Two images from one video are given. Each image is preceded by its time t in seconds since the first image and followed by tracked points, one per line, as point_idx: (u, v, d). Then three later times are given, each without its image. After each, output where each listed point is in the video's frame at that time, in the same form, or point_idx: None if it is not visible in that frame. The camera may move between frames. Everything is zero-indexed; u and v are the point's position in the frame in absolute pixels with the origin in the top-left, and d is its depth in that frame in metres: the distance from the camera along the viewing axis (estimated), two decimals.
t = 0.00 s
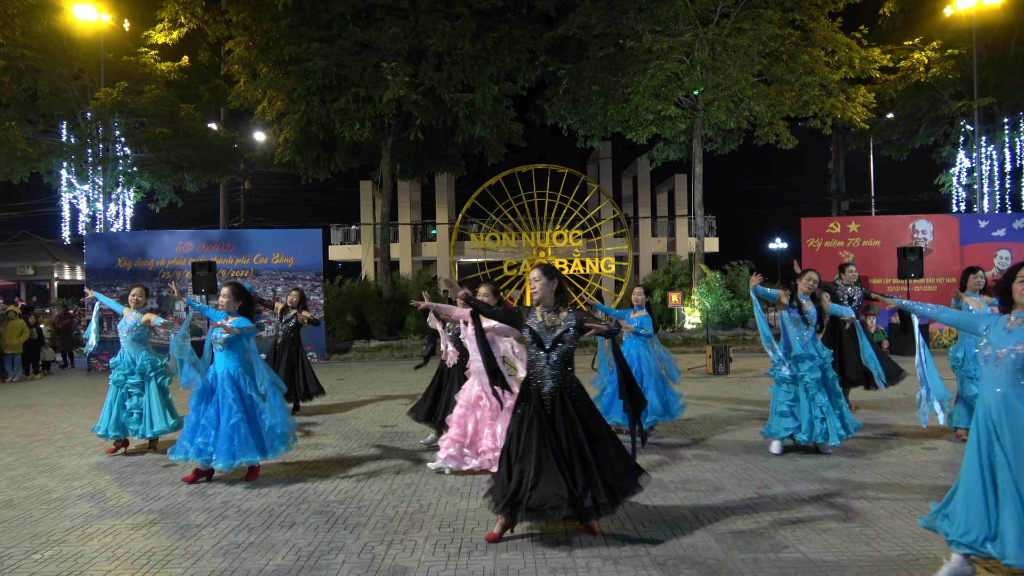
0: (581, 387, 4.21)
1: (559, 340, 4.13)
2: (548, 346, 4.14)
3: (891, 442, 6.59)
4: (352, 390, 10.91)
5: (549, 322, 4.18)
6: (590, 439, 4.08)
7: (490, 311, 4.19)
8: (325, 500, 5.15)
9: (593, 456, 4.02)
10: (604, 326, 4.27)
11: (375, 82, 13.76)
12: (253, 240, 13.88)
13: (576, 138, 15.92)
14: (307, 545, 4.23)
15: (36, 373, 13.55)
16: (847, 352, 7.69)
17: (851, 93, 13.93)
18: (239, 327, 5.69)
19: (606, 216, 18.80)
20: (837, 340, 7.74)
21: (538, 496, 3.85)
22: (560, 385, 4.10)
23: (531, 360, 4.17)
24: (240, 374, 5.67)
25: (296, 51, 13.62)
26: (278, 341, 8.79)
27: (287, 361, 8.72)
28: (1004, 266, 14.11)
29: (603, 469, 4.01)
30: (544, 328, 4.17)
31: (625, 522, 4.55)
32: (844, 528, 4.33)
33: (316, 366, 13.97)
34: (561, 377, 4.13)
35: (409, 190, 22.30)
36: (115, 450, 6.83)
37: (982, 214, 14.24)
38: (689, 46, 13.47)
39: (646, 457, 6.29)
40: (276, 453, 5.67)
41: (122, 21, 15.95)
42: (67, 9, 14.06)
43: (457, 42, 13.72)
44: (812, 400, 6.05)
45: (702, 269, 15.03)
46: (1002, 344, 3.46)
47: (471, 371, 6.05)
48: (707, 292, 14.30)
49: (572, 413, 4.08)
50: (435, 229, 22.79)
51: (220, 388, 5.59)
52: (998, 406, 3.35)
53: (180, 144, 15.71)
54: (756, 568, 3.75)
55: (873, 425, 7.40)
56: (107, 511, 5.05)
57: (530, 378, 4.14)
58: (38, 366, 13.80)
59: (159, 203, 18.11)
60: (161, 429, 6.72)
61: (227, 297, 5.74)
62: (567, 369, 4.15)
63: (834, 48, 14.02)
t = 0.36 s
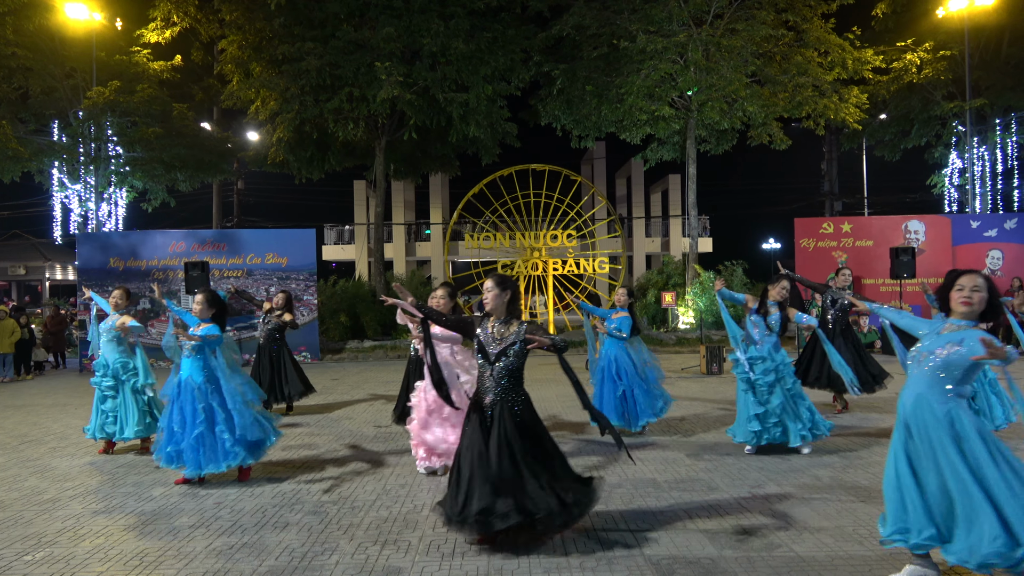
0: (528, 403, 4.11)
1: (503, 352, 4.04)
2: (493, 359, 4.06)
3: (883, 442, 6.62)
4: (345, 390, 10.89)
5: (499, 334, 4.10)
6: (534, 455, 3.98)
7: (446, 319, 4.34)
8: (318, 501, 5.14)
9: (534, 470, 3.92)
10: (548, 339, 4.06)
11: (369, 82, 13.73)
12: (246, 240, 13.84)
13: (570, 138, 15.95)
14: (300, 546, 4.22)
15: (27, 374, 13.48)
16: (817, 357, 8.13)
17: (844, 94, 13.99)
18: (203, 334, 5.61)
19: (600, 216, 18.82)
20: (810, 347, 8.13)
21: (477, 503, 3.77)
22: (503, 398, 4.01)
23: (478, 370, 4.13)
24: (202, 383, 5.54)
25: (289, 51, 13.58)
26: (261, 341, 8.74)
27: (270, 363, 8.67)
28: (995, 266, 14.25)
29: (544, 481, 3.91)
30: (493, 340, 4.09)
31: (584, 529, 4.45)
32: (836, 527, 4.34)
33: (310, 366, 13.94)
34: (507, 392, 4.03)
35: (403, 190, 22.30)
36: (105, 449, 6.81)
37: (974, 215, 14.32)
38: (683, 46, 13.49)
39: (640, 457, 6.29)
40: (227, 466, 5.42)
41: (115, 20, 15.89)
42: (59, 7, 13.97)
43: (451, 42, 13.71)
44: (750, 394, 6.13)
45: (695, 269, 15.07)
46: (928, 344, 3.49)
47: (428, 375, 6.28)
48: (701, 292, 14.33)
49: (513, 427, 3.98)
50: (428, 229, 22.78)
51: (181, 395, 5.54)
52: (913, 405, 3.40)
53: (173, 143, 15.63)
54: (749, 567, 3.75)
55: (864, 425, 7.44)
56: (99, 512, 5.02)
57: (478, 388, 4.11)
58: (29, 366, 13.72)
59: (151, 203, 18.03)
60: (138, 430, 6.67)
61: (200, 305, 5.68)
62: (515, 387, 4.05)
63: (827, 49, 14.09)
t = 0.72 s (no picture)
0: (493, 416, 3.95)
1: (464, 364, 3.91)
2: (455, 371, 3.93)
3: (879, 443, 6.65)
4: (343, 390, 10.88)
5: (462, 343, 3.98)
6: (492, 472, 3.85)
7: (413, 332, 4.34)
8: (315, 501, 5.14)
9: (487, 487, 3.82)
10: (507, 350, 3.88)
11: (365, 82, 13.71)
12: (242, 240, 13.82)
13: (567, 138, 15.95)
14: (296, 546, 4.22)
15: (23, 374, 13.45)
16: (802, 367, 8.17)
17: (840, 94, 14.01)
18: (170, 345, 5.59)
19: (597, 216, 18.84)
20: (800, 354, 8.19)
21: (422, 518, 3.69)
22: (465, 409, 3.88)
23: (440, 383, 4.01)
24: (166, 393, 5.48)
25: (286, 50, 13.56)
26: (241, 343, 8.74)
27: (248, 365, 8.65)
28: (990, 266, 14.32)
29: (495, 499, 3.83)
30: (456, 350, 3.97)
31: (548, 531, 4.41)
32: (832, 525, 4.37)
33: (306, 367, 13.93)
34: (467, 406, 3.88)
35: (400, 190, 22.30)
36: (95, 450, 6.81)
37: (969, 216, 14.36)
38: (679, 47, 13.49)
39: (637, 457, 6.31)
40: (172, 479, 5.33)
41: (110, 20, 15.87)
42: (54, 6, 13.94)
43: (448, 42, 13.69)
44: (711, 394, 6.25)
45: (692, 269, 15.09)
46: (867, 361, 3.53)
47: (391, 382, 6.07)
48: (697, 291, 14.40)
49: (472, 441, 3.83)
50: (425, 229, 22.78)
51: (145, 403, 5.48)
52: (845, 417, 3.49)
53: (169, 143, 15.61)
54: (745, 566, 3.77)
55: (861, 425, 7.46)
56: (96, 512, 5.02)
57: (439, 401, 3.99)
58: (24, 366, 13.69)
59: (147, 203, 17.99)
60: (103, 434, 6.58)
61: (172, 313, 5.67)
62: (475, 403, 3.89)
63: (823, 50, 14.11)
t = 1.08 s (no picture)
0: (448, 406, 3.95)
1: (413, 357, 3.88)
2: (404, 364, 3.91)
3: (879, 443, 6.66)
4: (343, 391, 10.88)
5: (410, 337, 3.94)
6: (447, 458, 3.84)
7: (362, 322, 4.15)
8: (315, 501, 5.15)
9: (452, 478, 3.82)
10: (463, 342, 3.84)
11: (365, 82, 13.70)
12: (242, 240, 13.83)
13: (567, 138, 15.94)
14: (296, 546, 4.22)
15: (24, 374, 13.45)
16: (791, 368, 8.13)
17: (840, 94, 14.01)
18: (127, 336, 5.55)
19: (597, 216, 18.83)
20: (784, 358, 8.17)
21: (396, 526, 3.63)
22: (419, 403, 3.85)
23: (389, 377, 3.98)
24: (125, 384, 5.53)
25: (286, 50, 13.56)
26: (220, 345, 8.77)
27: (223, 368, 8.66)
28: (990, 266, 14.30)
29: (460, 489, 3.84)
30: (405, 343, 3.94)
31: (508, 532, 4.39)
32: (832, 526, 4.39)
33: (307, 366, 13.93)
34: (421, 401, 3.85)
35: (400, 189, 22.30)
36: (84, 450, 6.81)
37: (969, 215, 14.34)
38: (679, 47, 13.49)
39: (638, 458, 6.31)
40: (116, 470, 5.34)
41: (110, 19, 15.87)
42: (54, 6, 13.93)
43: (448, 42, 13.69)
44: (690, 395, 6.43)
45: (692, 269, 15.09)
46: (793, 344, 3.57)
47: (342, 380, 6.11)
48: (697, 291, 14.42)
49: (426, 431, 3.82)
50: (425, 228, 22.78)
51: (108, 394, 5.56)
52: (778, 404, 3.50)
53: (169, 143, 15.63)
54: (746, 567, 3.77)
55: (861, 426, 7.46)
56: (96, 512, 5.02)
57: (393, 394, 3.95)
58: (24, 366, 13.69)
59: (147, 203, 17.99)
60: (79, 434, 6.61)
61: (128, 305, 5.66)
62: (428, 394, 3.87)
63: (824, 50, 14.11)
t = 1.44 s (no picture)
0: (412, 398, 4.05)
1: (384, 350, 3.93)
2: (373, 358, 3.93)
3: (879, 443, 6.68)
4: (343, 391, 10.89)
5: (376, 330, 3.97)
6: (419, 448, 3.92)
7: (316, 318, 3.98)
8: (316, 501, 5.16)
9: (436, 469, 3.92)
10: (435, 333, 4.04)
11: (365, 82, 13.70)
12: (242, 240, 13.85)
13: (567, 138, 15.95)
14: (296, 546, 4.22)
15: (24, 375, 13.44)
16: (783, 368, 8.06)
17: (840, 94, 14.02)
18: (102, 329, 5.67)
19: (597, 216, 18.85)
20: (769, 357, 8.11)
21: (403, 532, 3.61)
22: (385, 395, 3.88)
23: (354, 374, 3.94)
24: (99, 379, 5.63)
25: (287, 50, 13.58)
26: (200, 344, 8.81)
27: (204, 366, 8.68)
28: (990, 266, 14.31)
29: (446, 479, 3.94)
30: (371, 335, 3.96)
31: (484, 533, 4.40)
32: (832, 527, 4.40)
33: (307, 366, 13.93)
34: (387, 391, 3.88)
35: (400, 189, 22.31)
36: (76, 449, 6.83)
37: (969, 216, 14.35)
38: (679, 47, 13.51)
39: (638, 457, 6.32)
40: (100, 467, 5.37)
41: (111, 19, 15.88)
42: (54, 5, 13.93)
43: (448, 42, 13.70)
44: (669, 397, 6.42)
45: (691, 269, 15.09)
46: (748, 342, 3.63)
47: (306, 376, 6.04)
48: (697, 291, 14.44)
49: (395, 420, 3.88)
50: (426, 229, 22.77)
51: (82, 391, 5.62)
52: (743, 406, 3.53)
53: (169, 143, 15.64)
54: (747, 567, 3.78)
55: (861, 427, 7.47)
56: (96, 512, 5.02)
57: (357, 390, 3.92)
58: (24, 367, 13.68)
59: (147, 203, 17.97)
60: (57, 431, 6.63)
61: (95, 300, 5.72)
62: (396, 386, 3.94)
63: (824, 50, 14.12)
